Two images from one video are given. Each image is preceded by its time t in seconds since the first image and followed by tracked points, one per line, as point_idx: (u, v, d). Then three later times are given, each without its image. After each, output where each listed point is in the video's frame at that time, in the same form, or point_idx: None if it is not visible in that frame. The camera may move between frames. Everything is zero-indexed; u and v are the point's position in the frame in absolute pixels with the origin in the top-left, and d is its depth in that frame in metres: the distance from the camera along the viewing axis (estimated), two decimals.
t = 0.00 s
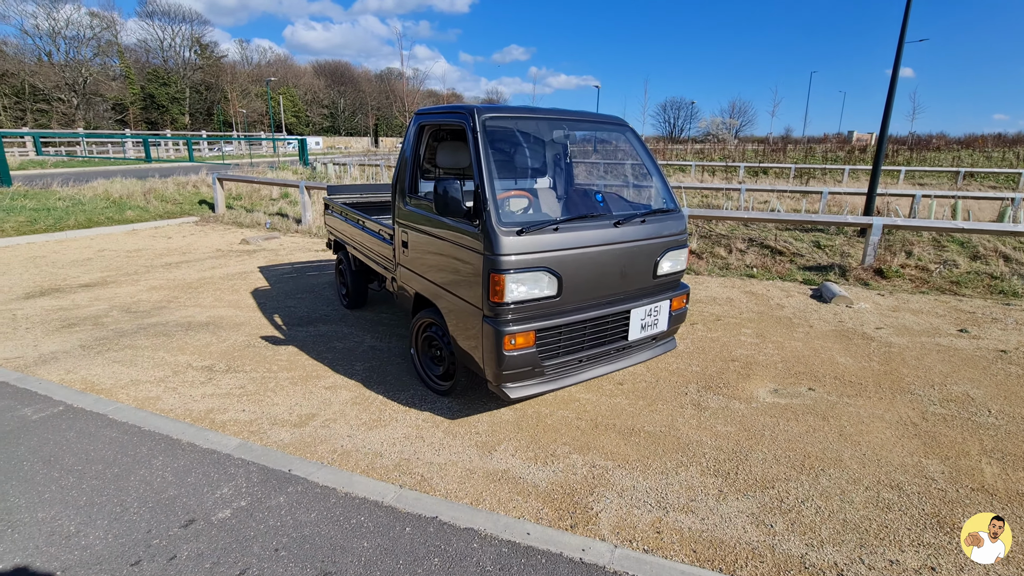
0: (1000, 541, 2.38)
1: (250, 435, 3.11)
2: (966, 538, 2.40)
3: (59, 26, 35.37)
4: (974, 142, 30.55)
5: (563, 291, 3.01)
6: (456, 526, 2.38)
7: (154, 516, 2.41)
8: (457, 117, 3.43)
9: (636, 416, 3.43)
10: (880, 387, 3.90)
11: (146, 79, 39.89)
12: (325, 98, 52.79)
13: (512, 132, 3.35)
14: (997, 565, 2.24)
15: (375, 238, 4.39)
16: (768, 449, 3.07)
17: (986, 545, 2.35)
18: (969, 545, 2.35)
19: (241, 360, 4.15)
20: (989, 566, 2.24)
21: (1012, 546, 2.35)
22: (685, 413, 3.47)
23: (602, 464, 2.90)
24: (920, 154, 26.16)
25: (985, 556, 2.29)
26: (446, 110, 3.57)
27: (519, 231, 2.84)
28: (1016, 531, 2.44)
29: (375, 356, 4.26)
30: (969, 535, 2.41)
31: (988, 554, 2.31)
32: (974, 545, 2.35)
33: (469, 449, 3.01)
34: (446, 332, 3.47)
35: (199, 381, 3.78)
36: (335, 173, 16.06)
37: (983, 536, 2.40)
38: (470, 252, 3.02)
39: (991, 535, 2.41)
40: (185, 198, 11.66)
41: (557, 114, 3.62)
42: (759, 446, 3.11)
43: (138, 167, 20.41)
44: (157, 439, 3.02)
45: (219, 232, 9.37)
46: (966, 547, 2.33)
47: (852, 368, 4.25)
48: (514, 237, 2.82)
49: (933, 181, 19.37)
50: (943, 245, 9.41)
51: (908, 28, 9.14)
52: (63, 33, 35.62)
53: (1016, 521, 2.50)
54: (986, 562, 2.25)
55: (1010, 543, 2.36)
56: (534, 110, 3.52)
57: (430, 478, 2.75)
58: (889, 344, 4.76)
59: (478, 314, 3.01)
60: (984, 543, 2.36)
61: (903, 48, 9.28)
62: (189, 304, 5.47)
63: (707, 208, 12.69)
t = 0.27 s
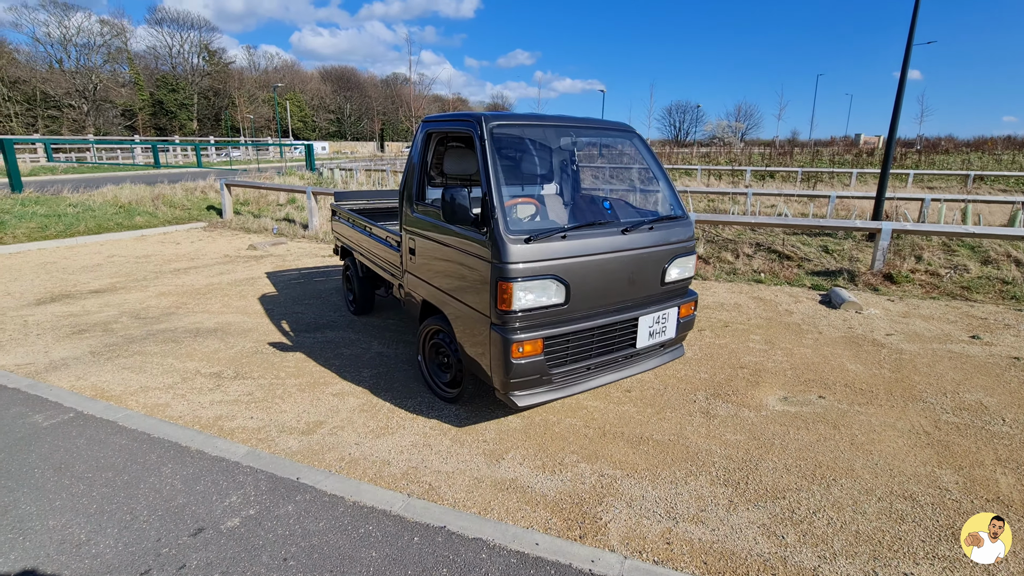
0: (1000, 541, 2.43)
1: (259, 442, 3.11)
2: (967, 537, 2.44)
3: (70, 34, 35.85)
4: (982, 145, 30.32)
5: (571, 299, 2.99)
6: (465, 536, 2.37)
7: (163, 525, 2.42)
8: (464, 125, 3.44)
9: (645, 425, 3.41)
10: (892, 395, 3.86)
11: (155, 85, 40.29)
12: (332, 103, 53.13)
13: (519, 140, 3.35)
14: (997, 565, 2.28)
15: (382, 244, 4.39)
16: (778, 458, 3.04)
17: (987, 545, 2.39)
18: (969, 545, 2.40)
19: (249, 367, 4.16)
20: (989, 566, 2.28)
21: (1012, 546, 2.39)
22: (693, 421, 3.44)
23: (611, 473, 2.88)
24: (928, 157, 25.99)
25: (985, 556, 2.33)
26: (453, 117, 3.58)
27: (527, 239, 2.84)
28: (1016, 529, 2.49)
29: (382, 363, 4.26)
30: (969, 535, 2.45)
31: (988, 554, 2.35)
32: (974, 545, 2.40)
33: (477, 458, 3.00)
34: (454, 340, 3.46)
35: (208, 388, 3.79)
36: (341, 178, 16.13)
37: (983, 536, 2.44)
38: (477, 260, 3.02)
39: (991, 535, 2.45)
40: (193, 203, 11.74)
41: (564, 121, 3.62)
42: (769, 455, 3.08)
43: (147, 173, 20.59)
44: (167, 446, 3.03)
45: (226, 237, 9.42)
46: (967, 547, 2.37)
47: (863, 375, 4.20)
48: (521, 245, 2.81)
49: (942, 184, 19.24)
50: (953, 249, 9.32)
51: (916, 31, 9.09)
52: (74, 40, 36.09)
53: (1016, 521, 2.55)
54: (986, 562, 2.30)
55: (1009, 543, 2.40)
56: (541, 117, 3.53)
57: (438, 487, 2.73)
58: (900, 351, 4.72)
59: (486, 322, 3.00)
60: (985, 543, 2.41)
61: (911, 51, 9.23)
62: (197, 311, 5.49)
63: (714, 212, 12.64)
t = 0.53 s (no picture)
0: (1000, 541, 2.48)
1: (267, 454, 3.08)
2: (966, 537, 2.49)
3: (79, 46, 36.31)
4: (987, 152, 30.29)
5: (582, 309, 2.96)
6: (477, 551, 2.33)
7: (172, 539, 2.38)
8: (473, 135, 3.44)
9: (657, 437, 3.36)
10: (906, 406, 3.81)
11: (162, 96, 40.69)
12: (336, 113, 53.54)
13: (529, 149, 3.34)
14: (998, 565, 2.33)
15: (390, 254, 4.36)
16: (793, 471, 3.00)
17: (987, 545, 2.45)
18: (970, 545, 2.45)
19: (256, 378, 4.13)
20: (989, 566, 2.33)
21: (1012, 546, 2.45)
22: (706, 433, 3.40)
23: (624, 487, 2.84)
24: (932, 165, 25.97)
25: (986, 557, 2.38)
26: (462, 128, 3.57)
27: (538, 249, 2.82)
28: (1015, 530, 2.55)
29: (390, 374, 4.23)
30: (969, 535, 2.51)
31: (988, 554, 2.40)
32: (975, 545, 2.45)
33: (487, 471, 2.96)
34: (463, 350, 3.43)
35: (215, 399, 3.77)
36: (346, 187, 16.19)
37: (984, 536, 2.50)
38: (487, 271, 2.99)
39: (991, 536, 2.50)
40: (199, 213, 11.79)
41: (573, 131, 3.61)
42: (783, 467, 3.03)
43: (153, 183, 20.73)
44: (175, 458, 3.01)
45: (232, 247, 9.44)
46: (967, 547, 2.42)
47: (876, 386, 4.15)
48: (532, 256, 2.79)
49: (948, 192, 19.17)
50: (961, 257, 9.26)
51: (922, 40, 9.08)
52: (83, 52, 36.56)
53: (1016, 521, 2.60)
54: (987, 562, 2.34)
55: (1009, 544, 2.45)
56: (550, 127, 3.52)
57: (449, 501, 2.70)
58: (912, 361, 4.66)
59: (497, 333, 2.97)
60: (984, 543, 2.46)
61: (917, 59, 9.22)
62: (204, 321, 5.48)
63: (719, 220, 12.61)
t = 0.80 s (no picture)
0: (1000, 541, 2.49)
1: (277, 464, 3.05)
2: (966, 538, 2.51)
3: (82, 56, 36.55)
4: (987, 155, 30.34)
5: (595, 316, 2.94)
6: (493, 562, 2.29)
7: (183, 552, 2.35)
8: (484, 141, 3.42)
9: (671, 444, 3.32)
10: (921, 412, 3.77)
11: (164, 104, 40.85)
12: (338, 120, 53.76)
13: (540, 155, 3.32)
14: (995, 564, 2.35)
15: (398, 262, 4.34)
16: (809, 478, 2.96)
17: (986, 545, 2.46)
18: (969, 545, 2.46)
19: (264, 386, 4.10)
20: (986, 565, 2.34)
21: (1011, 546, 2.46)
22: (720, 440, 3.36)
23: (640, 495, 2.80)
24: (933, 168, 25.99)
25: (984, 556, 2.40)
26: (472, 134, 3.55)
27: (551, 256, 2.79)
28: (1015, 530, 2.56)
29: (398, 382, 4.19)
30: (969, 536, 2.52)
31: (988, 554, 2.41)
32: (974, 544, 2.46)
33: (501, 480, 2.92)
34: (474, 358, 3.39)
35: (223, 408, 3.74)
36: (349, 195, 16.20)
37: (983, 536, 2.51)
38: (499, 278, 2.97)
39: (991, 536, 2.52)
40: (203, 221, 11.80)
41: (584, 136, 3.60)
42: (799, 475, 3.00)
43: (156, 191, 20.77)
44: (184, 469, 2.97)
45: (236, 254, 9.43)
46: (966, 547, 2.44)
47: (889, 391, 4.12)
48: (546, 262, 2.77)
49: (951, 195, 19.17)
50: (967, 261, 9.23)
51: (924, 44, 9.10)
52: (86, 62, 36.77)
53: (1016, 523, 2.62)
54: (986, 561, 2.36)
55: (1008, 544, 2.46)
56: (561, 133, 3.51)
57: (463, 511, 2.66)
58: (924, 365, 4.63)
59: (509, 340, 2.93)
60: (984, 543, 2.47)
61: (920, 64, 9.23)
62: (210, 329, 5.46)
63: (722, 225, 12.60)
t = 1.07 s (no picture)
0: (1000, 541, 2.50)
1: (277, 472, 2.99)
2: (966, 538, 2.52)
3: (68, 59, 36.12)
4: (971, 159, 30.87)
5: (600, 320, 2.92)
6: (502, 570, 2.26)
7: (184, 564, 2.29)
8: (486, 144, 3.40)
9: (675, 448, 3.31)
10: (920, 413, 3.79)
11: (152, 108, 40.43)
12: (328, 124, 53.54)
13: (544, 158, 3.31)
14: (995, 564, 2.35)
15: (397, 266, 4.30)
16: (814, 481, 2.96)
17: (986, 545, 2.47)
18: (969, 545, 2.47)
19: (261, 393, 4.04)
20: (989, 565, 2.35)
21: (1011, 546, 2.46)
22: (723, 444, 3.35)
23: (646, 500, 2.78)
24: (919, 172, 26.38)
25: (984, 556, 2.40)
26: (474, 138, 3.53)
27: (556, 260, 2.77)
28: (1015, 530, 2.57)
29: (397, 387, 4.14)
30: (969, 536, 2.53)
31: (988, 554, 2.42)
32: (973, 544, 2.47)
33: (505, 486, 2.89)
34: (475, 363, 3.36)
35: (220, 415, 3.67)
36: (341, 199, 16.11)
37: (984, 536, 2.52)
38: (503, 282, 2.94)
39: (991, 536, 2.52)
40: (193, 225, 11.66)
41: (586, 139, 3.59)
42: (804, 478, 2.99)
43: (144, 196, 20.51)
44: (182, 478, 2.91)
45: (228, 259, 9.32)
46: (966, 547, 2.45)
47: (887, 392, 4.14)
48: (550, 266, 2.75)
49: (937, 198, 19.48)
50: (957, 263, 9.36)
51: (913, 50, 9.23)
52: (72, 65, 36.32)
53: (1017, 523, 2.62)
54: (986, 562, 2.37)
55: (1009, 545, 2.46)
56: (564, 136, 3.50)
57: (469, 518, 2.62)
58: (921, 367, 4.67)
59: (513, 345, 2.90)
60: (984, 543, 2.48)
61: (908, 69, 9.37)
62: (203, 335, 5.38)
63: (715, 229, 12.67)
